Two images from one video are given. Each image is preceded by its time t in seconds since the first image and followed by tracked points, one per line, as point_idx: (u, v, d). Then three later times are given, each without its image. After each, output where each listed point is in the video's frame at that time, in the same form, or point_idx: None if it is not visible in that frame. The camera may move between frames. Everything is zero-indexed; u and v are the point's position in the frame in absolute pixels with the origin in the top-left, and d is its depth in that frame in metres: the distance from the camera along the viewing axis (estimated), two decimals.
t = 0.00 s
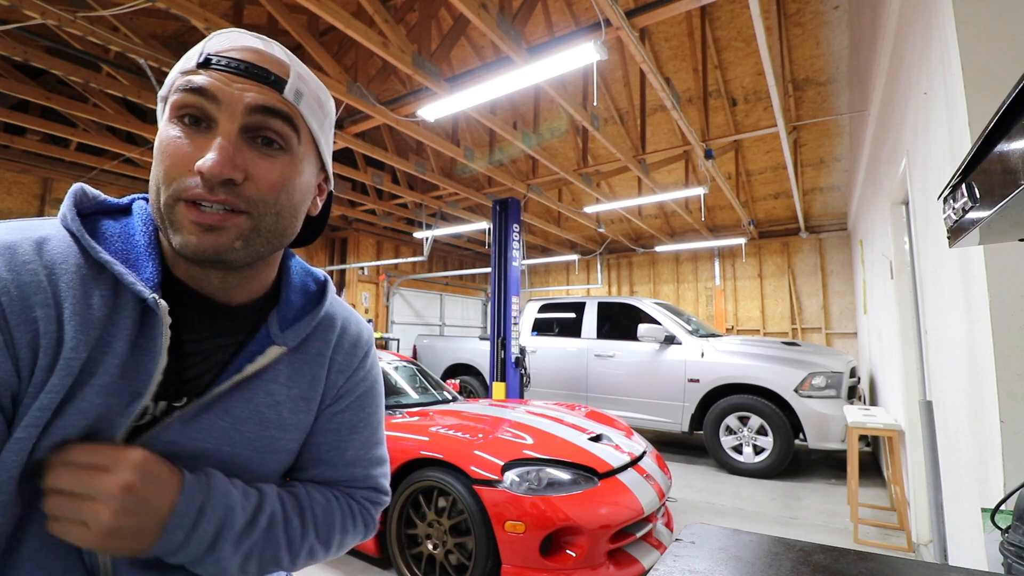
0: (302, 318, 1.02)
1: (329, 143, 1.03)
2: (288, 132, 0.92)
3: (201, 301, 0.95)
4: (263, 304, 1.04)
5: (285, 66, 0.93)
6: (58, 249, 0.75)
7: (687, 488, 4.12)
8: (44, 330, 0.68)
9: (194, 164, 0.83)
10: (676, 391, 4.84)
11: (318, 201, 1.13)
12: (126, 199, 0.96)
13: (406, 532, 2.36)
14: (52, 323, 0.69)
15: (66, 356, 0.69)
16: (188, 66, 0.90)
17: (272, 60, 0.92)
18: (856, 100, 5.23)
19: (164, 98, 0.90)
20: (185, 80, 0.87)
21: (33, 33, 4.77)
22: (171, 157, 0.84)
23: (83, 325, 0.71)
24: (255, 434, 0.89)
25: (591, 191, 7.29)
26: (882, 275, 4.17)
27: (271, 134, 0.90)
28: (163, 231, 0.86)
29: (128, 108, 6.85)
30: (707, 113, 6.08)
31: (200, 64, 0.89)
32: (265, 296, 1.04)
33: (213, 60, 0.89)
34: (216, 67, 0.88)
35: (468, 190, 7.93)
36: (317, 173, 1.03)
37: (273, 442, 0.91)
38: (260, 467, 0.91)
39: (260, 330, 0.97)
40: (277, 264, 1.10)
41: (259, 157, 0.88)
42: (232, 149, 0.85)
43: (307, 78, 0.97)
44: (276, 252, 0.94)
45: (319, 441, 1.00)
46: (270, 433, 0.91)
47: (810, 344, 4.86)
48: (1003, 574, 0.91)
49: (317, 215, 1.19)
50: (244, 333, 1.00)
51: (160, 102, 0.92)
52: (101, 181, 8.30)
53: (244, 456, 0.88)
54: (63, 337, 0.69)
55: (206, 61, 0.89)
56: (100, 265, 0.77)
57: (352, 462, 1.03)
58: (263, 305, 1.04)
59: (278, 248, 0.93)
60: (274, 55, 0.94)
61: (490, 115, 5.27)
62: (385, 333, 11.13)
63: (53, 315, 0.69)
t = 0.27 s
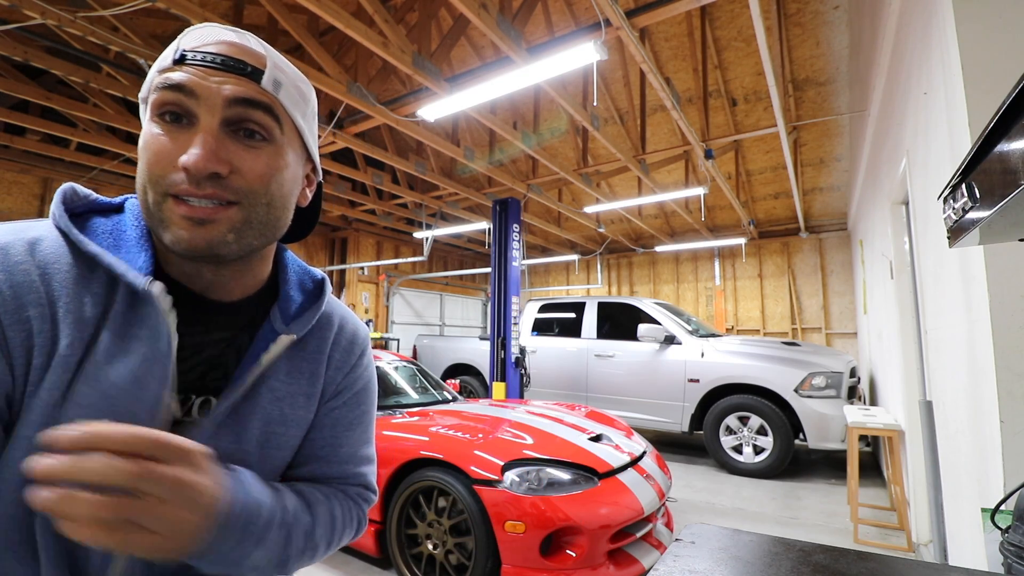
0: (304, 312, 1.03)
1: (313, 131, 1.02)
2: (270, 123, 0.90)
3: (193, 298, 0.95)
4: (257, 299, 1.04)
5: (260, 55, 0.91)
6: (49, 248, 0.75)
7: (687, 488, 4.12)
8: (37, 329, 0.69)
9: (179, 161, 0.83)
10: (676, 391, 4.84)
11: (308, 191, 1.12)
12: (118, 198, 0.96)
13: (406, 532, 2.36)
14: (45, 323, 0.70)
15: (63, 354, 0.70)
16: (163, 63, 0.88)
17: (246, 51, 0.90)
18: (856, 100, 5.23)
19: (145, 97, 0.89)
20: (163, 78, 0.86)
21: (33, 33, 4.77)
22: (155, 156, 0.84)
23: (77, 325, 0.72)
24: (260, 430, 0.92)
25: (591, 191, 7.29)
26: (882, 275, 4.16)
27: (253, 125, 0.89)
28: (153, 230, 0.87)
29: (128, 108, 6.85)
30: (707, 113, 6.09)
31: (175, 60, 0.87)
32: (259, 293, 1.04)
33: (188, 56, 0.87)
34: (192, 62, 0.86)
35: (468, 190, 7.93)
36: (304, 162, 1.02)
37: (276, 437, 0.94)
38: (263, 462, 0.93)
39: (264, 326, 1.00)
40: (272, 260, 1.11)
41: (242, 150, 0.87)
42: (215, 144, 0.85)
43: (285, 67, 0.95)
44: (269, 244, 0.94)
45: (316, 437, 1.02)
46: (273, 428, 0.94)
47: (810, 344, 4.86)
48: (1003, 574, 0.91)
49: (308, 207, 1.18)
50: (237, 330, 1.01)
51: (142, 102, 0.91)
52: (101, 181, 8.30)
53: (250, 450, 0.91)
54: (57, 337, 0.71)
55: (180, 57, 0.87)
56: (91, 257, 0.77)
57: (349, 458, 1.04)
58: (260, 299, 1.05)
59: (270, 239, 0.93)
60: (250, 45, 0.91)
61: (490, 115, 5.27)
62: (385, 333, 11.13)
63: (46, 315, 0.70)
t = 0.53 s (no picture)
0: (306, 312, 1.07)
1: (305, 129, 1.02)
2: (260, 122, 0.90)
3: (195, 296, 0.95)
4: (257, 298, 1.04)
5: (246, 56, 0.90)
6: (52, 250, 0.77)
7: (687, 488, 4.12)
8: (41, 327, 0.71)
9: (172, 165, 0.83)
10: (676, 391, 4.84)
11: (303, 188, 1.12)
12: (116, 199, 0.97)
13: (406, 532, 2.36)
14: (49, 321, 0.72)
15: (67, 353, 0.72)
16: (151, 68, 0.88)
17: (233, 52, 0.89)
18: (856, 100, 5.23)
19: (135, 103, 0.89)
20: (151, 82, 0.86)
21: (33, 33, 4.77)
22: (148, 161, 0.84)
23: (80, 322, 0.74)
24: (269, 431, 0.95)
25: (591, 191, 7.29)
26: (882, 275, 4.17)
27: (244, 126, 0.88)
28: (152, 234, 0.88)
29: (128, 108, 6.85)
30: (707, 113, 6.08)
31: (162, 65, 0.87)
32: (258, 293, 1.04)
33: (174, 59, 0.86)
34: (178, 65, 0.86)
35: (468, 190, 7.93)
36: (298, 160, 1.02)
37: (282, 432, 0.97)
38: (271, 459, 0.95)
39: (268, 325, 1.03)
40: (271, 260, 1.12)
41: (234, 151, 0.87)
42: (207, 146, 0.85)
43: (272, 66, 0.94)
44: (266, 243, 0.95)
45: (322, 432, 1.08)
46: (282, 424, 0.97)
47: (810, 344, 4.87)
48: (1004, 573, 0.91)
49: (306, 203, 1.19)
50: (239, 328, 1.01)
51: (134, 107, 0.91)
52: (100, 181, 8.29)
53: (261, 450, 0.94)
54: (60, 336, 0.73)
55: (167, 61, 0.86)
56: (94, 263, 0.79)
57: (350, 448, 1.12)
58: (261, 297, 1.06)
59: (267, 238, 0.94)
60: (236, 45, 0.91)
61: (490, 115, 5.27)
62: (385, 333, 11.13)
63: (50, 315, 0.72)
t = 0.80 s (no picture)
0: (308, 305, 1.07)
1: (294, 118, 1.01)
2: (247, 114, 0.90)
3: (199, 290, 0.95)
4: (259, 291, 1.05)
5: (228, 49, 0.90)
6: (68, 239, 0.78)
7: (687, 488, 4.12)
8: (61, 316, 0.72)
9: (166, 162, 0.83)
10: (676, 391, 4.84)
11: (298, 179, 1.12)
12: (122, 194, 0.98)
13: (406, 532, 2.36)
14: (68, 310, 0.73)
15: (85, 341, 0.73)
16: (136, 70, 0.88)
17: (214, 46, 0.89)
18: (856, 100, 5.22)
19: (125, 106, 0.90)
20: (137, 84, 0.86)
21: (33, 33, 4.77)
22: (143, 161, 0.84)
23: (97, 311, 0.75)
24: (274, 423, 0.95)
25: (591, 191, 7.28)
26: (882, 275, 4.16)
27: (231, 118, 0.88)
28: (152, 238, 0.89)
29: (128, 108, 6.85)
30: (707, 113, 6.08)
31: (146, 65, 0.87)
32: (260, 286, 1.05)
33: (157, 57, 0.86)
34: (161, 63, 0.86)
35: (468, 190, 7.93)
36: (289, 150, 1.02)
37: (286, 425, 0.97)
38: (276, 451, 0.95)
39: (271, 319, 1.03)
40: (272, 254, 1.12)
41: (225, 143, 0.87)
42: (197, 140, 0.85)
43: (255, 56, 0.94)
44: (265, 234, 0.95)
45: (328, 429, 1.07)
46: (288, 417, 0.97)
47: (810, 344, 4.87)
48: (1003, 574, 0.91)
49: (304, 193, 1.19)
50: (243, 321, 1.01)
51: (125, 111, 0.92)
52: (100, 181, 8.29)
53: (265, 443, 0.94)
54: (78, 324, 0.73)
55: (150, 61, 0.86)
56: (109, 254, 0.80)
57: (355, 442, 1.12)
58: (263, 291, 1.06)
59: (265, 229, 0.94)
60: (217, 38, 0.90)
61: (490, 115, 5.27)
62: (385, 333, 11.13)
63: (69, 303, 0.73)
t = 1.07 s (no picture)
0: (308, 312, 1.09)
1: (306, 128, 1.02)
2: (259, 119, 0.91)
3: (191, 294, 0.95)
4: (258, 293, 1.06)
5: (250, 52, 0.92)
6: (40, 248, 0.78)
7: (687, 488, 4.12)
8: (29, 324, 0.71)
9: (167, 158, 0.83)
10: (676, 391, 4.84)
11: (301, 188, 1.12)
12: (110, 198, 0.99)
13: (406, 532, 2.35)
14: (37, 317, 0.72)
15: (54, 350, 0.71)
16: (152, 61, 0.89)
17: (236, 47, 0.91)
18: (856, 100, 5.23)
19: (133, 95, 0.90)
20: (150, 75, 0.87)
21: (33, 33, 4.77)
22: (144, 153, 0.84)
23: (67, 320, 0.74)
24: (277, 424, 0.95)
25: (591, 191, 7.29)
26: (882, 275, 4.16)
27: (241, 121, 0.89)
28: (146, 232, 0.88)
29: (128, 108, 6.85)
30: (707, 113, 6.08)
31: (163, 57, 0.88)
32: (258, 287, 1.05)
33: (176, 51, 0.88)
34: (179, 58, 0.87)
35: (468, 190, 7.93)
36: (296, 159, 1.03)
37: (291, 427, 0.97)
38: (281, 453, 0.96)
39: (272, 323, 1.04)
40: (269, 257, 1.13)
41: (229, 145, 0.87)
42: (201, 139, 0.85)
43: (276, 63, 0.96)
44: (261, 241, 0.95)
45: (328, 430, 1.12)
46: (291, 420, 0.98)
47: (810, 344, 4.87)
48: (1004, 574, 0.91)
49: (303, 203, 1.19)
50: (242, 324, 1.01)
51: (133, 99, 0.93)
52: (100, 181, 8.29)
53: (269, 445, 0.94)
54: (47, 332, 0.72)
55: (168, 53, 0.88)
56: (81, 263, 0.79)
57: (355, 442, 1.18)
58: (259, 293, 1.06)
59: (261, 235, 0.93)
60: (239, 41, 0.93)
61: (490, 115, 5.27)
62: (385, 333, 11.13)
63: (38, 310, 0.72)
